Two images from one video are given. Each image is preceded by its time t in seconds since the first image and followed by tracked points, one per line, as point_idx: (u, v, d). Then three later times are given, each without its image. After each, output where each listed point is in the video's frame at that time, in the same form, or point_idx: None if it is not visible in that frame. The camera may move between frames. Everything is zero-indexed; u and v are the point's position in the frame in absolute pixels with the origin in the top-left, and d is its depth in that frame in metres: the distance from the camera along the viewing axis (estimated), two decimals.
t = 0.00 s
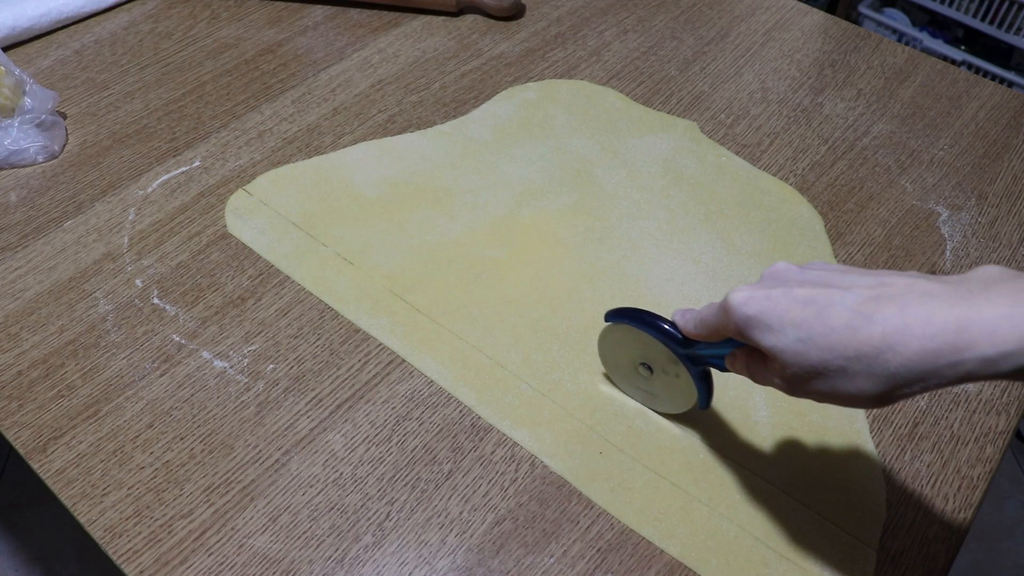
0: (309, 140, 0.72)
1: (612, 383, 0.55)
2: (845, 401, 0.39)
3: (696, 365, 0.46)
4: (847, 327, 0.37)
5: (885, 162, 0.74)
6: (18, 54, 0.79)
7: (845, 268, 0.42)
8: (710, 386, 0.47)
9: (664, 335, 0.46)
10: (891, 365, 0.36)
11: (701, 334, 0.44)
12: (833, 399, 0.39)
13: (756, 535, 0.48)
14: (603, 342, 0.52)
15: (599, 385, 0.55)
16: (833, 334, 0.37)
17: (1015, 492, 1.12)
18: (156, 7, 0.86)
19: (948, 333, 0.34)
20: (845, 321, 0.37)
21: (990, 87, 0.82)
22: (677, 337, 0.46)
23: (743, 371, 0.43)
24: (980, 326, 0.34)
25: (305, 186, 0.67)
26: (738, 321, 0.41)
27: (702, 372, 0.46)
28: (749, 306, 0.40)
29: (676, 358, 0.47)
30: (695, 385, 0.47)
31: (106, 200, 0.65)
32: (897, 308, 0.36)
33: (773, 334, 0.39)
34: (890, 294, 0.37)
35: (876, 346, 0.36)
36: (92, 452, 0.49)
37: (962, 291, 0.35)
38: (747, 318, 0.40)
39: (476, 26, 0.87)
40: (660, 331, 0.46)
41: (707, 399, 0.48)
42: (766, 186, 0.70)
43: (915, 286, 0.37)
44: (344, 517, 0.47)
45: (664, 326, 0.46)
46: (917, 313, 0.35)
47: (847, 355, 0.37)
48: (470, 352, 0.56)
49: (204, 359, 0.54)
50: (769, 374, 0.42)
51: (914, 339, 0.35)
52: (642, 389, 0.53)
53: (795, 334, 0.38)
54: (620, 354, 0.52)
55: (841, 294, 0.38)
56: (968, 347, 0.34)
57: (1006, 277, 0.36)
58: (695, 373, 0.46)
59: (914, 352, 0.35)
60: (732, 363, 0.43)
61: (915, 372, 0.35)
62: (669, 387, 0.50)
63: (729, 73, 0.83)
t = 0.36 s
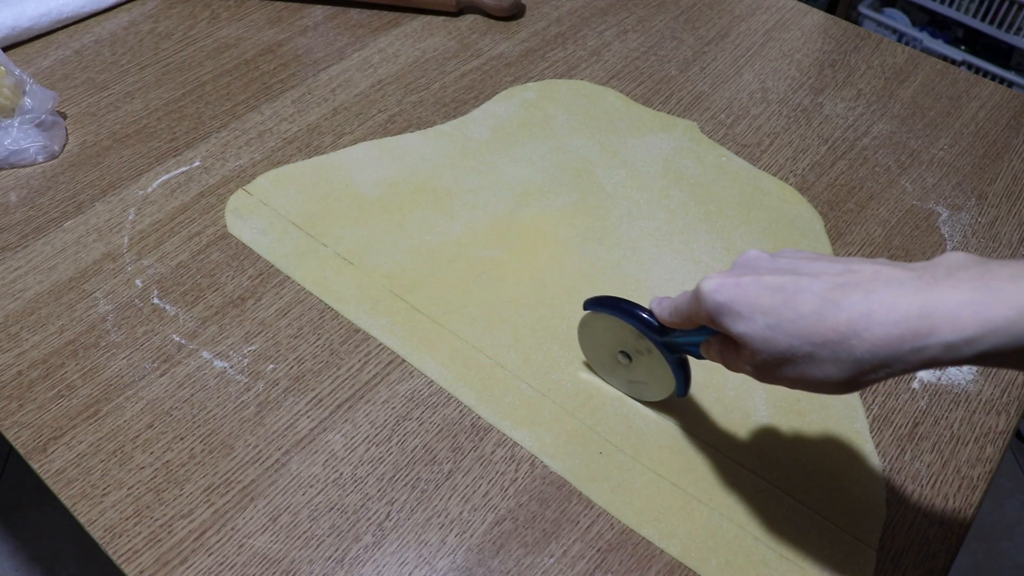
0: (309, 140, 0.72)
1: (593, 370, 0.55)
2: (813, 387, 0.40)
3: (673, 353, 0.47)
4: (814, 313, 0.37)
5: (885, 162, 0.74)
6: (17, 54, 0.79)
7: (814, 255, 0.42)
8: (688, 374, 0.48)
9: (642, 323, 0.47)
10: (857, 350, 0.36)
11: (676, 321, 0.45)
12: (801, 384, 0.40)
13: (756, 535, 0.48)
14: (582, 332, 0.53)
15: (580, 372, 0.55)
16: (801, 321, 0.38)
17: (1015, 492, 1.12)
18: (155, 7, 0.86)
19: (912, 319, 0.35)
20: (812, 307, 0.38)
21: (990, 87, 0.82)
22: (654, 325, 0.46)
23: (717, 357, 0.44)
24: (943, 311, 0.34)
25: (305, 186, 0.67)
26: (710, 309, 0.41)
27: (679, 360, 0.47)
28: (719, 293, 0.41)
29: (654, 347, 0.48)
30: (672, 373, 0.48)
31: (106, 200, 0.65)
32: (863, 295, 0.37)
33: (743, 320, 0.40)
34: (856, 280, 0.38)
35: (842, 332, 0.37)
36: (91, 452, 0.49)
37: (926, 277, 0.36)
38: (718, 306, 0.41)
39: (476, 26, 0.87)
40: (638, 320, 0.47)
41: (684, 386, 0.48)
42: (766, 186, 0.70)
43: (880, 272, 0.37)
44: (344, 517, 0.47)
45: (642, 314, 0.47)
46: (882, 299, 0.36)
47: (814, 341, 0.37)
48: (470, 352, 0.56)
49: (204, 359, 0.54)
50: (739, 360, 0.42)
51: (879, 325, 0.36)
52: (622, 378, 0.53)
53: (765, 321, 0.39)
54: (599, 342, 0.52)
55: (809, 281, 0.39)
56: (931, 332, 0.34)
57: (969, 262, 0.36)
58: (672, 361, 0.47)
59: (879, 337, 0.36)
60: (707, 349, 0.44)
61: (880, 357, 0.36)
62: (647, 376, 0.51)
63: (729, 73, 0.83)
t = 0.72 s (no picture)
0: (309, 140, 0.72)
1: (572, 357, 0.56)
2: (778, 373, 0.40)
3: (647, 339, 0.48)
4: (778, 299, 0.38)
5: (885, 162, 0.74)
6: (17, 54, 0.79)
7: (783, 243, 0.43)
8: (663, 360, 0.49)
9: (618, 310, 0.47)
10: (819, 336, 0.37)
11: (650, 307, 0.46)
12: (766, 371, 0.40)
13: (756, 535, 0.48)
14: (561, 319, 0.54)
15: (559, 360, 0.56)
16: (765, 306, 0.38)
17: (1015, 492, 1.12)
18: (155, 7, 0.86)
19: (872, 305, 0.35)
20: (776, 293, 0.38)
21: (990, 87, 0.82)
22: (629, 312, 0.47)
23: (689, 344, 0.44)
24: (901, 297, 0.34)
25: (305, 186, 0.67)
26: (678, 294, 0.42)
27: (653, 346, 0.48)
28: (688, 279, 0.41)
29: (629, 333, 0.48)
30: (648, 360, 0.49)
31: (106, 200, 0.65)
32: (826, 281, 0.37)
33: (709, 306, 0.40)
34: (820, 267, 0.38)
35: (804, 318, 0.37)
36: (91, 452, 0.49)
37: (888, 264, 0.36)
38: (687, 291, 0.41)
39: (476, 26, 0.87)
40: (614, 306, 0.47)
41: (659, 373, 0.49)
42: (766, 186, 0.70)
43: (844, 259, 0.38)
44: (344, 517, 0.47)
45: (618, 301, 0.47)
46: (844, 286, 0.36)
47: (777, 326, 0.38)
48: (470, 352, 0.56)
49: (204, 359, 0.54)
50: (709, 347, 0.43)
51: (840, 311, 0.36)
52: (601, 366, 0.54)
53: (730, 307, 0.40)
54: (578, 329, 0.53)
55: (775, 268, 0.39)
56: (890, 318, 0.35)
57: (932, 250, 0.37)
58: (646, 347, 0.48)
59: (839, 323, 0.36)
60: (678, 335, 0.45)
61: (841, 343, 0.36)
62: (625, 362, 0.52)
63: (729, 73, 0.83)
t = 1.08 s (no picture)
0: (309, 140, 0.72)
1: (553, 344, 0.57)
2: (749, 357, 0.41)
3: (626, 326, 0.48)
4: (747, 284, 0.38)
5: (885, 162, 0.73)
6: (17, 54, 0.79)
7: (757, 230, 0.43)
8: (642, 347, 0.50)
9: (598, 298, 0.48)
10: (786, 320, 0.37)
11: (628, 295, 0.46)
12: (738, 355, 0.41)
13: (756, 535, 0.48)
14: (543, 307, 0.54)
15: (541, 346, 0.57)
16: (734, 291, 0.39)
17: (1015, 492, 1.12)
18: (155, 7, 0.86)
19: (838, 290, 0.36)
20: (745, 279, 0.39)
21: (990, 88, 0.82)
22: (608, 299, 0.48)
23: (665, 332, 0.45)
24: (865, 282, 0.35)
25: (305, 186, 0.67)
26: (652, 280, 0.42)
27: (631, 333, 0.49)
28: (661, 265, 0.42)
29: (609, 321, 0.49)
30: (626, 347, 0.49)
31: (106, 200, 0.65)
32: (794, 267, 0.37)
33: (681, 291, 0.41)
34: (790, 253, 0.39)
35: (773, 302, 0.38)
36: (91, 452, 0.49)
37: (855, 250, 0.37)
38: (660, 277, 0.42)
39: (476, 26, 0.87)
40: (595, 295, 0.48)
41: (638, 360, 0.50)
42: (766, 186, 0.70)
43: (813, 246, 0.38)
44: (344, 517, 0.47)
45: (598, 289, 0.48)
46: (811, 271, 0.37)
47: (746, 311, 0.39)
48: (470, 352, 0.56)
49: (204, 359, 0.54)
50: (682, 332, 0.43)
51: (807, 297, 0.36)
52: (582, 354, 0.55)
53: (701, 292, 0.40)
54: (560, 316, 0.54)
55: (745, 254, 0.40)
56: (854, 303, 0.35)
57: (900, 237, 0.37)
58: (625, 335, 0.49)
59: (805, 308, 0.36)
60: (657, 322, 0.45)
61: (808, 328, 0.37)
62: (605, 350, 0.52)
63: (729, 73, 0.83)
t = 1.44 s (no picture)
0: (309, 140, 0.72)
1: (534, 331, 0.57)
2: (719, 341, 0.42)
3: (604, 313, 0.49)
4: (717, 270, 0.39)
5: (885, 162, 0.74)
6: (17, 54, 0.79)
7: (728, 218, 0.44)
8: (620, 334, 0.50)
9: (577, 285, 0.48)
10: (755, 305, 0.38)
11: (605, 282, 0.47)
12: (708, 339, 0.42)
13: (756, 535, 0.48)
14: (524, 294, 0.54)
15: (522, 333, 0.58)
16: (706, 277, 0.40)
17: (1015, 492, 1.12)
18: (155, 7, 0.86)
19: (806, 275, 0.37)
20: (716, 264, 0.40)
21: (990, 88, 0.82)
22: (586, 286, 0.48)
23: (640, 317, 0.45)
24: (832, 268, 0.36)
25: (305, 186, 0.67)
26: (626, 266, 0.43)
27: (609, 320, 0.49)
28: (634, 251, 0.42)
29: (587, 308, 0.50)
30: (605, 334, 0.50)
31: (106, 200, 0.65)
32: (764, 253, 0.38)
33: (654, 277, 0.42)
34: (759, 239, 0.40)
35: (742, 287, 0.39)
36: (91, 452, 0.49)
37: (822, 236, 0.38)
38: (634, 262, 0.42)
39: (476, 26, 0.87)
40: (574, 283, 0.48)
41: (616, 347, 0.51)
42: (767, 186, 0.70)
43: (782, 233, 0.39)
44: (344, 517, 0.47)
45: (577, 276, 0.48)
46: (780, 257, 0.38)
47: (717, 296, 0.39)
48: (470, 352, 0.56)
49: (204, 359, 0.54)
50: (655, 317, 0.44)
51: (776, 282, 0.37)
52: (562, 340, 0.55)
53: (674, 278, 0.41)
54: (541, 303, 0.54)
55: (716, 240, 0.41)
56: (821, 288, 0.36)
57: (865, 224, 0.38)
58: (603, 322, 0.49)
59: (774, 293, 0.38)
60: (632, 309, 0.46)
61: (776, 312, 0.38)
62: (584, 337, 0.53)
63: (729, 73, 0.83)
